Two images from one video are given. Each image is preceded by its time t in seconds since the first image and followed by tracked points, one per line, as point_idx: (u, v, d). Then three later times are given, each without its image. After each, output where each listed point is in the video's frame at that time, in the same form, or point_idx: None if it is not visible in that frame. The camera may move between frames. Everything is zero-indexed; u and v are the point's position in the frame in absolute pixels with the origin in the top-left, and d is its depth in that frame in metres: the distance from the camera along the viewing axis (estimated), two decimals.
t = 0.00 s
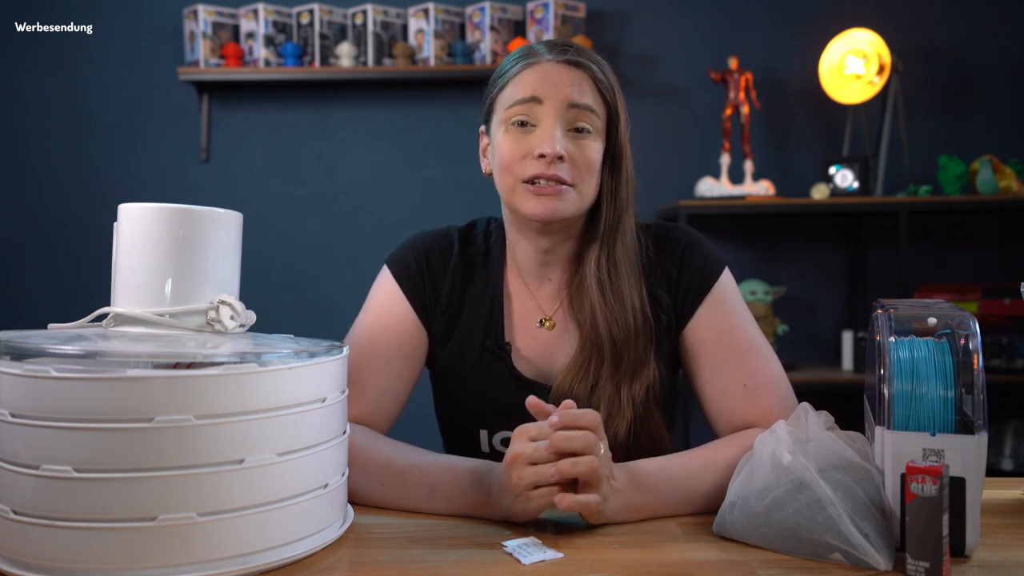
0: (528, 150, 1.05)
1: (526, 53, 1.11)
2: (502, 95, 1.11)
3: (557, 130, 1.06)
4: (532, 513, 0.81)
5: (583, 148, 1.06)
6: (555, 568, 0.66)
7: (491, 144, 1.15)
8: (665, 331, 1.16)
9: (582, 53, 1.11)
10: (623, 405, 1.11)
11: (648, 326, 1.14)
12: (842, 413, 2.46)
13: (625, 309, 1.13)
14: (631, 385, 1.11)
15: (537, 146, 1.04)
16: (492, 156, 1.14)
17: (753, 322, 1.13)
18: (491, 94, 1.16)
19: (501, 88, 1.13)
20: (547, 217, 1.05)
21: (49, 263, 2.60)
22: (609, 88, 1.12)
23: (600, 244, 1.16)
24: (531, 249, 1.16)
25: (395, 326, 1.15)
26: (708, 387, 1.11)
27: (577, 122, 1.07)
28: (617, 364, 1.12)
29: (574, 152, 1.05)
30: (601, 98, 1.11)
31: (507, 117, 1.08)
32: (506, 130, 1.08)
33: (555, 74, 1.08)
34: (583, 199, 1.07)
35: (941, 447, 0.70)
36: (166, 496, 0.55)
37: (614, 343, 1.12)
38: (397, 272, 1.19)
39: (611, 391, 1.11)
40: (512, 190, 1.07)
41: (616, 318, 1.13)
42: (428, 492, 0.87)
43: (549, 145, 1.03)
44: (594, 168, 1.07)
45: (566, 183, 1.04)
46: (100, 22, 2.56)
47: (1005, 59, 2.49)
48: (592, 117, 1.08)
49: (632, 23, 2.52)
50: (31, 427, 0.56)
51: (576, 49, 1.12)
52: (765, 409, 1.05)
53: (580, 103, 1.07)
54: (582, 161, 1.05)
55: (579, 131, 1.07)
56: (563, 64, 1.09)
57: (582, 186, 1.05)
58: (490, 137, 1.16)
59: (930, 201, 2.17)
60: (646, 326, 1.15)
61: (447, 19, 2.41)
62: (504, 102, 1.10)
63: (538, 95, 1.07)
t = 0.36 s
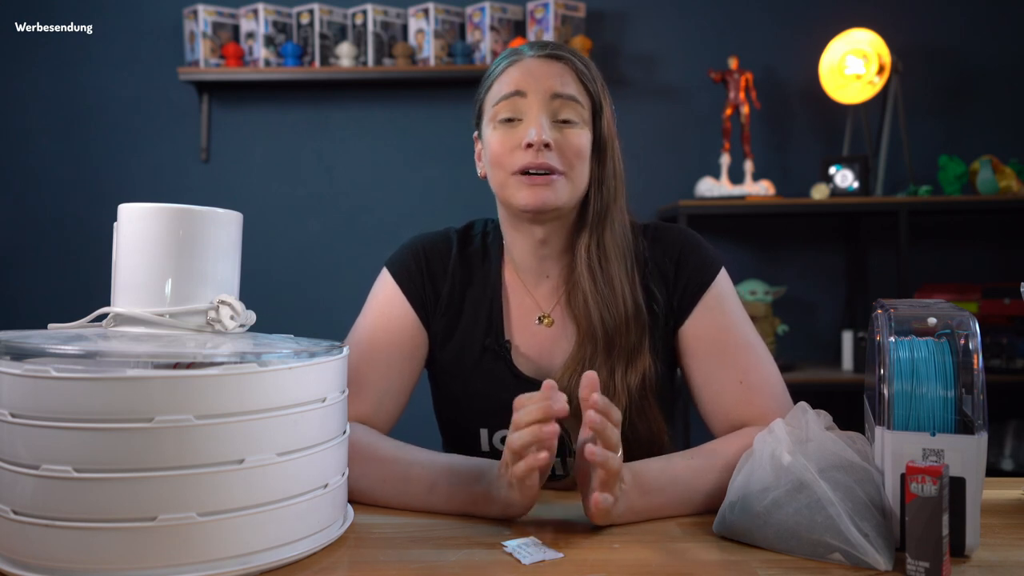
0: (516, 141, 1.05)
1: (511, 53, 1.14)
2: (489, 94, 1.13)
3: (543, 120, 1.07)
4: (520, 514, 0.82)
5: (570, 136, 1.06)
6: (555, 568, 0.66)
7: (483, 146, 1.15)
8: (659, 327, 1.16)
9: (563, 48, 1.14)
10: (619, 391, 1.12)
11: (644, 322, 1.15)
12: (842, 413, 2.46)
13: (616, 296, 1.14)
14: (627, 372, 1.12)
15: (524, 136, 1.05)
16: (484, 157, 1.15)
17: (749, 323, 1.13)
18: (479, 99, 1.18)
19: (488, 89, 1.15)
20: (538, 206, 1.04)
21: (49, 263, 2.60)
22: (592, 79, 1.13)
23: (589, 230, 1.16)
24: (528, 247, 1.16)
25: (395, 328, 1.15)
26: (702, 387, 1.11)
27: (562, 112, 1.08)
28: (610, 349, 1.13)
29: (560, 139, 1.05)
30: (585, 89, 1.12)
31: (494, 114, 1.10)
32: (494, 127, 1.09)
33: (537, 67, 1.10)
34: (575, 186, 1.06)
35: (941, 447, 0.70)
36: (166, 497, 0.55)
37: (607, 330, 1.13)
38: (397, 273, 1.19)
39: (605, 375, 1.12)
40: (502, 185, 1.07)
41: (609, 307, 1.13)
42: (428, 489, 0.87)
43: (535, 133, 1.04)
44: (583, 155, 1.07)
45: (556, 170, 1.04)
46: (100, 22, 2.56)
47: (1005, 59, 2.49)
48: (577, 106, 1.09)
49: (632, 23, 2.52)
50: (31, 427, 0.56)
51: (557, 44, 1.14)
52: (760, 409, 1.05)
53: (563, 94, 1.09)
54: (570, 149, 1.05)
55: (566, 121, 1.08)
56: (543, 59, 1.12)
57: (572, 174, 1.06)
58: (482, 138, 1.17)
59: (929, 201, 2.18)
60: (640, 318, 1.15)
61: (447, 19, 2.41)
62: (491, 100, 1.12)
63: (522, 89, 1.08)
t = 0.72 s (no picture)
0: (513, 138, 1.05)
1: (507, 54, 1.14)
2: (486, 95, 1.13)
3: (539, 118, 1.07)
4: (523, 506, 0.85)
5: (566, 131, 1.06)
6: (555, 568, 0.66)
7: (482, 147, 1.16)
8: (659, 324, 1.17)
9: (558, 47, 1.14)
10: (618, 386, 1.12)
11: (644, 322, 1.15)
12: (843, 414, 2.46)
13: (614, 291, 1.14)
14: (626, 367, 1.13)
15: (521, 134, 1.05)
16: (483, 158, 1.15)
17: (749, 322, 1.13)
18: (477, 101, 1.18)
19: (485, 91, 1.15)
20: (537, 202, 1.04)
21: (49, 263, 2.60)
22: (588, 77, 1.13)
23: (589, 225, 1.15)
24: (528, 246, 1.16)
25: (396, 329, 1.15)
26: (702, 386, 1.11)
27: (558, 109, 1.08)
28: (609, 344, 1.14)
29: (557, 135, 1.05)
30: (581, 87, 1.12)
31: (491, 114, 1.10)
32: (491, 127, 1.09)
33: (533, 66, 1.10)
34: (573, 181, 1.06)
35: (941, 447, 0.70)
36: (166, 497, 0.55)
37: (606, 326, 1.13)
38: (398, 274, 1.19)
39: (604, 369, 1.13)
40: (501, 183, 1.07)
41: (609, 304, 1.14)
42: (429, 487, 0.87)
43: (532, 129, 1.04)
44: (580, 150, 1.06)
45: (554, 165, 1.04)
46: (100, 22, 2.56)
47: (1005, 59, 2.49)
48: (574, 103, 1.09)
49: (632, 23, 2.52)
50: (31, 427, 0.56)
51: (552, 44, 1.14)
52: (759, 409, 1.05)
53: (558, 91, 1.09)
54: (567, 144, 1.05)
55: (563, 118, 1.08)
56: (539, 58, 1.11)
57: (571, 169, 1.05)
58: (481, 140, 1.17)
59: (930, 201, 2.17)
60: (640, 314, 1.15)
61: (447, 19, 2.40)
62: (488, 101, 1.12)
63: (518, 88, 1.09)
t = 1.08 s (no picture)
0: (515, 142, 1.05)
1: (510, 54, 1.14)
2: (488, 96, 1.13)
3: (541, 122, 1.06)
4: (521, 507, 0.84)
5: (569, 136, 1.06)
6: (555, 568, 0.66)
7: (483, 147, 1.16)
8: (660, 325, 1.17)
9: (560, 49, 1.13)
10: (620, 390, 1.12)
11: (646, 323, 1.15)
12: (842, 414, 2.46)
13: (615, 292, 1.14)
14: (628, 370, 1.13)
15: (523, 138, 1.05)
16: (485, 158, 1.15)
17: (750, 322, 1.13)
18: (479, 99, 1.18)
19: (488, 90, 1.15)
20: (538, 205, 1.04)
21: (48, 263, 2.60)
22: (591, 80, 1.13)
23: (588, 231, 1.16)
24: (529, 246, 1.16)
25: (396, 329, 1.15)
26: (703, 385, 1.11)
27: (560, 113, 1.08)
28: (610, 348, 1.14)
29: (559, 139, 1.05)
30: (584, 90, 1.12)
31: (493, 116, 1.09)
32: (493, 129, 1.09)
33: (535, 69, 1.10)
34: (574, 185, 1.06)
35: (941, 447, 0.70)
36: (166, 497, 0.55)
37: (607, 327, 1.13)
38: (398, 274, 1.19)
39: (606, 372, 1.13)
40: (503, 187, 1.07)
41: (609, 306, 1.14)
42: (428, 487, 0.87)
43: (534, 134, 1.03)
44: (582, 155, 1.06)
45: (555, 169, 1.04)
46: (100, 22, 2.56)
47: (1005, 59, 2.49)
48: (577, 107, 1.09)
49: (632, 23, 2.52)
50: (31, 427, 0.56)
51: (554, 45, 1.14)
52: (759, 407, 1.05)
53: (561, 95, 1.08)
54: (569, 148, 1.05)
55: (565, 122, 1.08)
56: (541, 60, 1.11)
57: (572, 173, 1.05)
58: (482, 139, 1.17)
59: (930, 201, 2.18)
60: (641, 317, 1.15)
61: (447, 19, 2.40)
62: (490, 102, 1.12)
63: (521, 91, 1.08)
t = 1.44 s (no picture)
0: (521, 162, 1.04)
1: (519, 61, 1.11)
2: (494, 105, 1.11)
3: (549, 142, 1.05)
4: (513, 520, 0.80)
5: (575, 158, 1.05)
6: (556, 568, 0.66)
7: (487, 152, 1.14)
8: (661, 327, 1.17)
9: (573, 61, 1.10)
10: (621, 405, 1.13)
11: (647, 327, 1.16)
12: (842, 414, 2.46)
13: (616, 298, 1.15)
14: (630, 381, 1.13)
15: (529, 160, 1.04)
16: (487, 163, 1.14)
17: (752, 321, 1.13)
18: (485, 100, 1.16)
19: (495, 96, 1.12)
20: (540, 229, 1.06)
21: (49, 263, 2.60)
22: (602, 96, 1.11)
23: (590, 244, 1.17)
24: (530, 254, 1.15)
25: (396, 326, 1.15)
26: (704, 384, 1.11)
27: (569, 133, 1.06)
28: (614, 361, 1.14)
29: (566, 163, 1.04)
30: (594, 107, 1.10)
31: (499, 128, 1.08)
32: (499, 141, 1.08)
33: (546, 83, 1.07)
34: (577, 206, 1.07)
35: (941, 447, 0.70)
36: (165, 497, 0.55)
37: (608, 333, 1.14)
38: (398, 274, 1.19)
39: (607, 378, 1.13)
40: (507, 203, 1.07)
41: (611, 319, 1.14)
42: (423, 494, 0.86)
43: (541, 159, 1.03)
44: (587, 177, 1.06)
45: (559, 195, 1.04)
46: (100, 22, 2.56)
47: (1005, 59, 2.49)
48: (586, 126, 1.07)
49: (632, 23, 2.52)
50: (31, 427, 0.55)
51: (567, 54, 1.11)
52: (760, 407, 1.05)
53: (571, 115, 1.06)
54: (575, 172, 1.05)
55: (573, 141, 1.06)
56: (552, 74, 1.08)
57: (575, 196, 1.06)
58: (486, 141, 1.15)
59: (930, 201, 2.18)
60: (642, 326, 1.16)
61: (447, 19, 2.40)
62: (497, 112, 1.09)
63: (530, 108, 1.06)
